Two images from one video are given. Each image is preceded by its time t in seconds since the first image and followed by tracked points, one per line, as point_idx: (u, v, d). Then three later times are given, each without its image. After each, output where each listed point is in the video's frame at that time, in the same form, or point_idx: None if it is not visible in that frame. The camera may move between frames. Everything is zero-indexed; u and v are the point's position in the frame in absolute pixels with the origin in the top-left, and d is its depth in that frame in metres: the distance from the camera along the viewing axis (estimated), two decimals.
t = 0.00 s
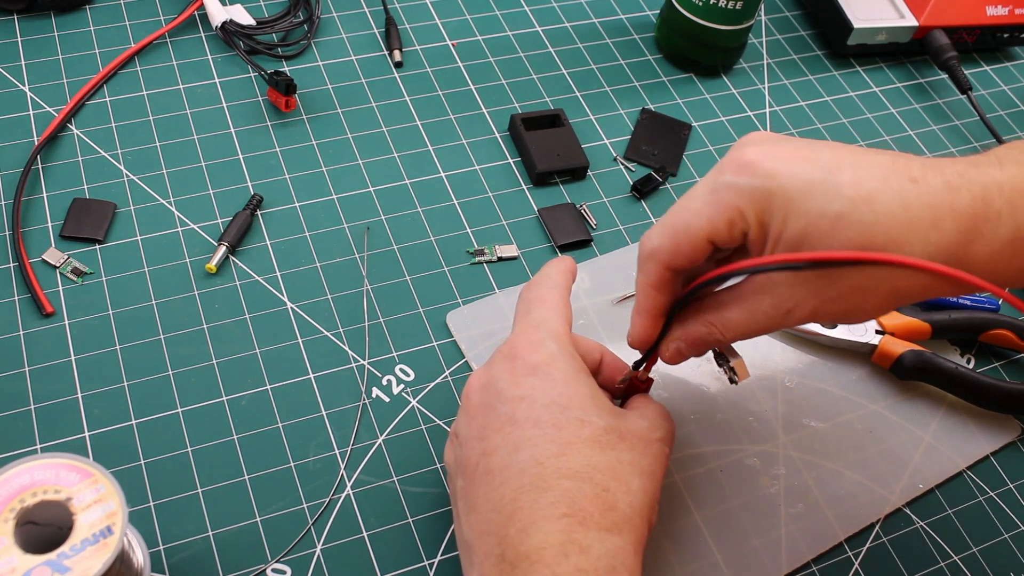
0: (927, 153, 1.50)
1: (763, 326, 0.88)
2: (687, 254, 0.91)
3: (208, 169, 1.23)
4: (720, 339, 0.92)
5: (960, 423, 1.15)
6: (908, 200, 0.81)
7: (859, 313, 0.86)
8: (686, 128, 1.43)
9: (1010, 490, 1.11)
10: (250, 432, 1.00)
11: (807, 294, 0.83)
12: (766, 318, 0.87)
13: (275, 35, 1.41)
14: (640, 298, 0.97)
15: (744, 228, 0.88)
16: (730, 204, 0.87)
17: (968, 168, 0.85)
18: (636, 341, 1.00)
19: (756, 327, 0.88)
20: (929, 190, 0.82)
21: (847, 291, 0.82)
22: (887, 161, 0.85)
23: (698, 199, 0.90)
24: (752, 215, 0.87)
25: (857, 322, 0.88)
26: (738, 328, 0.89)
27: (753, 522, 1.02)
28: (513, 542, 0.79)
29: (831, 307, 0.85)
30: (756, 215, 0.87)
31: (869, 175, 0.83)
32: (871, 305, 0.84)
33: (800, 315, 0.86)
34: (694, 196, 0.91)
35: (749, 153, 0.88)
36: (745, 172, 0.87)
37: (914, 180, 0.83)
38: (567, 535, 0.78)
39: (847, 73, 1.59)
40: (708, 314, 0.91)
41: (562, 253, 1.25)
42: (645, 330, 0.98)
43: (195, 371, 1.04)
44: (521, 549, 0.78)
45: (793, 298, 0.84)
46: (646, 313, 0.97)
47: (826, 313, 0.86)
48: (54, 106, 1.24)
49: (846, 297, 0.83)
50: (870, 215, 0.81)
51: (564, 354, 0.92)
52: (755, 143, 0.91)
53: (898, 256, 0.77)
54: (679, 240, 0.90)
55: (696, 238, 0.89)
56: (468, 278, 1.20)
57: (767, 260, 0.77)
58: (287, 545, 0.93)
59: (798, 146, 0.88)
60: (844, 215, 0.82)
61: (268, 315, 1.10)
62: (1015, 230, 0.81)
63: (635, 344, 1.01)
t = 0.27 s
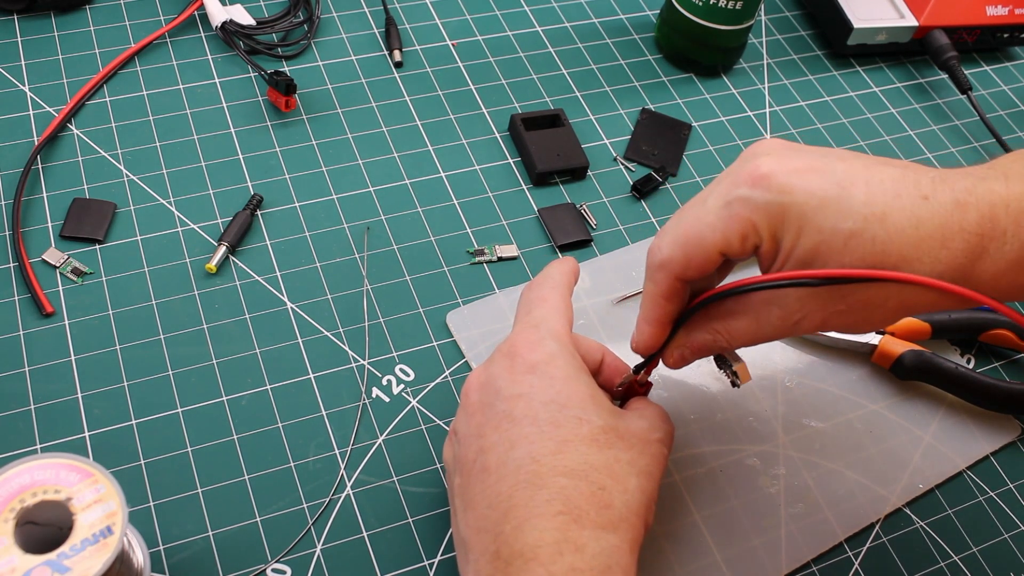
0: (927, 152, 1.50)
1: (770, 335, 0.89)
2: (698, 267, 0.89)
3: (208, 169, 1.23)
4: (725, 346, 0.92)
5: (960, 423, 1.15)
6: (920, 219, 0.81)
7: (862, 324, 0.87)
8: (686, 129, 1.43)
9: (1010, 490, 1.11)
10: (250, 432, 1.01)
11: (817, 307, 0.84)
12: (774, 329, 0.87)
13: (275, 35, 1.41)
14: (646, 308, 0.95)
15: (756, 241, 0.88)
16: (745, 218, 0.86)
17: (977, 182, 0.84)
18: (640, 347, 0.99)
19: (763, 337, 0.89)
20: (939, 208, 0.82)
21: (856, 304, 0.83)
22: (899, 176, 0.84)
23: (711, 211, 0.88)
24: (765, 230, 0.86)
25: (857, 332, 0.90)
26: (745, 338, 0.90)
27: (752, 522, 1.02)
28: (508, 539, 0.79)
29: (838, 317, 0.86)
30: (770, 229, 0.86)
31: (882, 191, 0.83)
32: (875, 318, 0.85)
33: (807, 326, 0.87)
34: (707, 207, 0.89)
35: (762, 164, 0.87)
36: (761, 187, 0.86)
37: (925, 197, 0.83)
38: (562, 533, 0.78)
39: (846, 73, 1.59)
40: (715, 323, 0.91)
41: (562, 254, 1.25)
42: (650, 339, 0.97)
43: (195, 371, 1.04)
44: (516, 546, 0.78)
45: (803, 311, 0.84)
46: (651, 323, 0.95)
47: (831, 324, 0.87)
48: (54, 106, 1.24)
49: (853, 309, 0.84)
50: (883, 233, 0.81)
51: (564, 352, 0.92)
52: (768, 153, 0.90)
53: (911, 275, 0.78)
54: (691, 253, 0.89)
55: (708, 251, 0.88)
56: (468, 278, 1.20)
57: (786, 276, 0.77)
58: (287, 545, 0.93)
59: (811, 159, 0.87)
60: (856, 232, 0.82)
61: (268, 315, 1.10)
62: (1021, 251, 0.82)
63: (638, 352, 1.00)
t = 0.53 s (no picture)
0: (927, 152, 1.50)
1: (754, 315, 0.88)
2: (674, 245, 0.91)
3: (208, 169, 1.23)
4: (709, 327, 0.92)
5: (961, 422, 1.15)
6: (894, 192, 0.81)
7: (850, 304, 0.86)
8: (686, 128, 1.43)
9: (1010, 490, 1.11)
10: (250, 433, 1.00)
11: (795, 281, 0.84)
12: (757, 307, 0.87)
13: (276, 35, 1.41)
14: (624, 289, 0.97)
15: (732, 221, 0.89)
16: (718, 197, 0.88)
17: (957, 162, 0.85)
18: (628, 331, 1.00)
19: (746, 316, 0.89)
20: (914, 181, 0.82)
21: (837, 279, 0.82)
22: (874, 154, 0.85)
23: (686, 193, 0.90)
24: (739, 209, 0.88)
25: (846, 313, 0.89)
26: (729, 317, 0.89)
27: (753, 522, 1.02)
28: (512, 539, 0.78)
29: (819, 295, 0.85)
30: (743, 208, 0.87)
31: (855, 166, 0.84)
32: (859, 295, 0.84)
33: (790, 304, 0.86)
34: (681, 189, 0.91)
35: (737, 148, 0.89)
36: (732, 166, 0.88)
37: (900, 171, 0.83)
38: (566, 533, 0.78)
39: (846, 73, 1.59)
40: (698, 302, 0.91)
41: (562, 253, 1.25)
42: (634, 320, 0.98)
43: (195, 371, 1.04)
44: (518, 546, 0.78)
45: (782, 287, 0.85)
46: (630, 303, 0.97)
47: (815, 302, 0.86)
48: (54, 106, 1.24)
49: (833, 284, 0.83)
50: (855, 206, 0.81)
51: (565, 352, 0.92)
52: (746, 140, 0.91)
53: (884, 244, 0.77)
54: (666, 232, 0.90)
55: (682, 229, 0.90)
56: (468, 278, 1.20)
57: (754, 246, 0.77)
58: (287, 545, 0.93)
59: (785, 142, 0.89)
60: (828, 206, 0.82)
61: (268, 315, 1.10)
62: (1001, 221, 0.81)
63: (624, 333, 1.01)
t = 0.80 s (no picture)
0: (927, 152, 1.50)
1: (754, 315, 0.88)
2: (676, 244, 0.91)
3: (208, 169, 1.23)
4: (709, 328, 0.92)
5: (961, 422, 1.15)
6: (897, 194, 0.82)
7: (849, 306, 0.86)
8: (686, 128, 1.43)
9: (1010, 490, 1.11)
10: (250, 432, 1.01)
11: (796, 282, 0.84)
12: (757, 308, 0.87)
13: (275, 35, 1.41)
14: (625, 286, 0.96)
15: (734, 221, 0.89)
16: (721, 196, 0.88)
17: (959, 165, 0.86)
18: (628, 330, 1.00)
19: (746, 317, 0.89)
20: (917, 183, 0.82)
21: (837, 281, 0.83)
22: (877, 157, 0.85)
23: (689, 191, 0.90)
24: (742, 208, 0.88)
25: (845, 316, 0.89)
26: (729, 317, 0.89)
27: (753, 522, 1.02)
28: (508, 547, 0.79)
29: (820, 296, 0.85)
30: (746, 207, 0.87)
31: (859, 168, 0.84)
32: (858, 298, 0.85)
33: (791, 306, 0.86)
34: (685, 187, 0.91)
35: (742, 149, 0.89)
36: (736, 166, 0.88)
37: (903, 173, 0.84)
38: (562, 543, 0.78)
39: (846, 73, 1.59)
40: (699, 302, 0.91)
41: (562, 253, 1.25)
42: (634, 320, 0.98)
43: (195, 371, 1.04)
44: (515, 555, 0.78)
45: (784, 287, 0.85)
46: (631, 301, 0.96)
47: (815, 304, 0.86)
48: (54, 106, 1.24)
49: (834, 286, 0.83)
50: (858, 206, 0.81)
51: (563, 354, 0.92)
52: (751, 140, 0.91)
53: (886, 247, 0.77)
54: (669, 229, 0.90)
55: (685, 228, 0.90)
56: (468, 278, 1.20)
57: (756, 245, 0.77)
58: (287, 546, 0.93)
59: (790, 142, 0.89)
60: (831, 206, 0.82)
61: (268, 315, 1.10)
62: (1002, 224, 0.82)
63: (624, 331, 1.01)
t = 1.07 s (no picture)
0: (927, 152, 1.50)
1: (762, 323, 0.88)
2: (682, 251, 0.91)
3: (208, 169, 1.23)
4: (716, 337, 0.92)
5: (962, 423, 1.15)
6: (903, 199, 0.82)
7: (858, 312, 0.86)
8: (686, 128, 1.43)
9: (1010, 490, 1.11)
10: (250, 432, 1.01)
11: (804, 289, 0.84)
12: (765, 316, 0.87)
13: (275, 35, 1.41)
14: (631, 296, 0.96)
15: (740, 228, 0.89)
16: (727, 203, 0.88)
17: (964, 168, 0.85)
18: (635, 339, 1.00)
19: (754, 325, 0.89)
20: (922, 188, 0.83)
21: (846, 287, 0.82)
22: (883, 163, 0.86)
23: (695, 199, 0.90)
24: (748, 215, 0.88)
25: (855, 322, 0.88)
26: (736, 325, 0.89)
27: (752, 521, 1.02)
28: (487, 527, 0.78)
29: (828, 304, 0.85)
30: (752, 214, 0.87)
31: (865, 174, 0.84)
32: (868, 304, 0.84)
33: (799, 313, 0.86)
34: (691, 196, 0.91)
35: (747, 156, 0.89)
36: (742, 173, 0.88)
37: (908, 179, 0.84)
38: (538, 521, 0.78)
39: (846, 73, 1.59)
40: (707, 310, 0.91)
41: (562, 254, 1.25)
42: (641, 329, 0.98)
43: (195, 371, 1.04)
44: (493, 534, 0.78)
45: (792, 294, 0.84)
46: (637, 310, 0.97)
47: (823, 311, 0.86)
48: (54, 106, 1.24)
49: (842, 293, 0.83)
50: (865, 212, 0.81)
51: (545, 340, 0.93)
52: (754, 147, 0.91)
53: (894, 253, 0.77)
54: (675, 238, 0.91)
55: (691, 235, 0.90)
56: (468, 278, 1.20)
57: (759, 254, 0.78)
58: (287, 545, 0.93)
59: (795, 149, 0.89)
60: (839, 212, 0.82)
61: (268, 315, 1.10)
62: (1009, 227, 0.82)
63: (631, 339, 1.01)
